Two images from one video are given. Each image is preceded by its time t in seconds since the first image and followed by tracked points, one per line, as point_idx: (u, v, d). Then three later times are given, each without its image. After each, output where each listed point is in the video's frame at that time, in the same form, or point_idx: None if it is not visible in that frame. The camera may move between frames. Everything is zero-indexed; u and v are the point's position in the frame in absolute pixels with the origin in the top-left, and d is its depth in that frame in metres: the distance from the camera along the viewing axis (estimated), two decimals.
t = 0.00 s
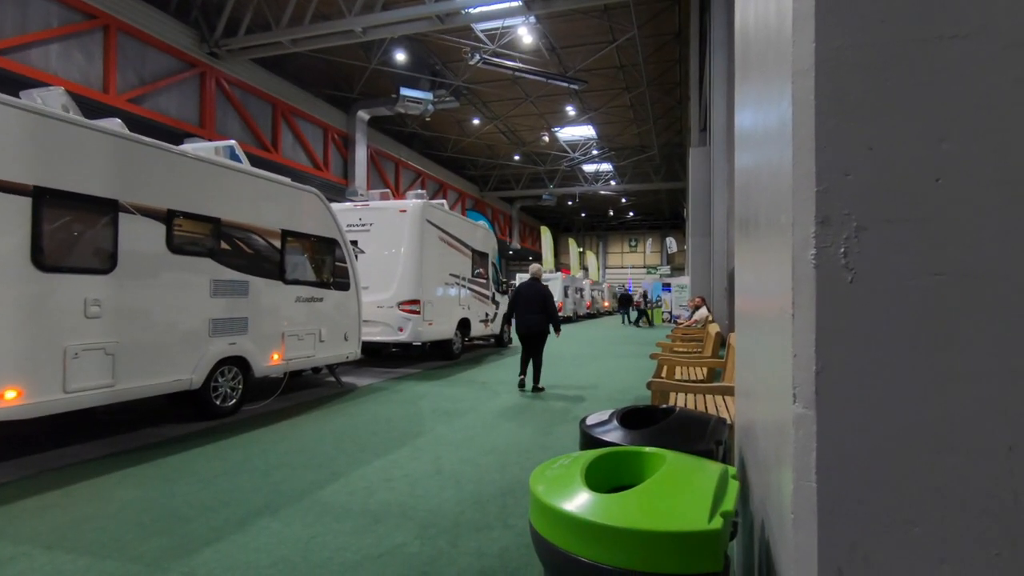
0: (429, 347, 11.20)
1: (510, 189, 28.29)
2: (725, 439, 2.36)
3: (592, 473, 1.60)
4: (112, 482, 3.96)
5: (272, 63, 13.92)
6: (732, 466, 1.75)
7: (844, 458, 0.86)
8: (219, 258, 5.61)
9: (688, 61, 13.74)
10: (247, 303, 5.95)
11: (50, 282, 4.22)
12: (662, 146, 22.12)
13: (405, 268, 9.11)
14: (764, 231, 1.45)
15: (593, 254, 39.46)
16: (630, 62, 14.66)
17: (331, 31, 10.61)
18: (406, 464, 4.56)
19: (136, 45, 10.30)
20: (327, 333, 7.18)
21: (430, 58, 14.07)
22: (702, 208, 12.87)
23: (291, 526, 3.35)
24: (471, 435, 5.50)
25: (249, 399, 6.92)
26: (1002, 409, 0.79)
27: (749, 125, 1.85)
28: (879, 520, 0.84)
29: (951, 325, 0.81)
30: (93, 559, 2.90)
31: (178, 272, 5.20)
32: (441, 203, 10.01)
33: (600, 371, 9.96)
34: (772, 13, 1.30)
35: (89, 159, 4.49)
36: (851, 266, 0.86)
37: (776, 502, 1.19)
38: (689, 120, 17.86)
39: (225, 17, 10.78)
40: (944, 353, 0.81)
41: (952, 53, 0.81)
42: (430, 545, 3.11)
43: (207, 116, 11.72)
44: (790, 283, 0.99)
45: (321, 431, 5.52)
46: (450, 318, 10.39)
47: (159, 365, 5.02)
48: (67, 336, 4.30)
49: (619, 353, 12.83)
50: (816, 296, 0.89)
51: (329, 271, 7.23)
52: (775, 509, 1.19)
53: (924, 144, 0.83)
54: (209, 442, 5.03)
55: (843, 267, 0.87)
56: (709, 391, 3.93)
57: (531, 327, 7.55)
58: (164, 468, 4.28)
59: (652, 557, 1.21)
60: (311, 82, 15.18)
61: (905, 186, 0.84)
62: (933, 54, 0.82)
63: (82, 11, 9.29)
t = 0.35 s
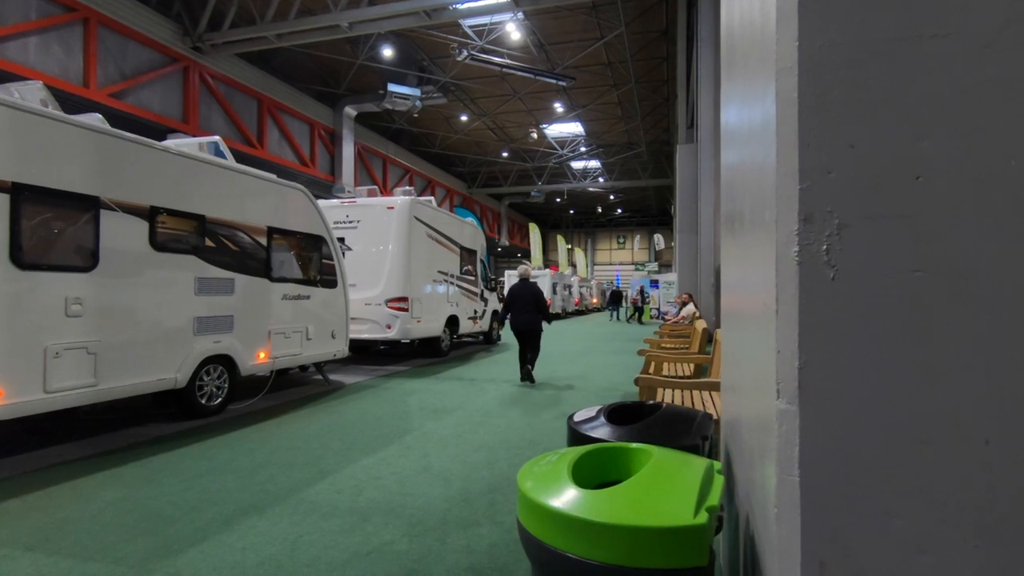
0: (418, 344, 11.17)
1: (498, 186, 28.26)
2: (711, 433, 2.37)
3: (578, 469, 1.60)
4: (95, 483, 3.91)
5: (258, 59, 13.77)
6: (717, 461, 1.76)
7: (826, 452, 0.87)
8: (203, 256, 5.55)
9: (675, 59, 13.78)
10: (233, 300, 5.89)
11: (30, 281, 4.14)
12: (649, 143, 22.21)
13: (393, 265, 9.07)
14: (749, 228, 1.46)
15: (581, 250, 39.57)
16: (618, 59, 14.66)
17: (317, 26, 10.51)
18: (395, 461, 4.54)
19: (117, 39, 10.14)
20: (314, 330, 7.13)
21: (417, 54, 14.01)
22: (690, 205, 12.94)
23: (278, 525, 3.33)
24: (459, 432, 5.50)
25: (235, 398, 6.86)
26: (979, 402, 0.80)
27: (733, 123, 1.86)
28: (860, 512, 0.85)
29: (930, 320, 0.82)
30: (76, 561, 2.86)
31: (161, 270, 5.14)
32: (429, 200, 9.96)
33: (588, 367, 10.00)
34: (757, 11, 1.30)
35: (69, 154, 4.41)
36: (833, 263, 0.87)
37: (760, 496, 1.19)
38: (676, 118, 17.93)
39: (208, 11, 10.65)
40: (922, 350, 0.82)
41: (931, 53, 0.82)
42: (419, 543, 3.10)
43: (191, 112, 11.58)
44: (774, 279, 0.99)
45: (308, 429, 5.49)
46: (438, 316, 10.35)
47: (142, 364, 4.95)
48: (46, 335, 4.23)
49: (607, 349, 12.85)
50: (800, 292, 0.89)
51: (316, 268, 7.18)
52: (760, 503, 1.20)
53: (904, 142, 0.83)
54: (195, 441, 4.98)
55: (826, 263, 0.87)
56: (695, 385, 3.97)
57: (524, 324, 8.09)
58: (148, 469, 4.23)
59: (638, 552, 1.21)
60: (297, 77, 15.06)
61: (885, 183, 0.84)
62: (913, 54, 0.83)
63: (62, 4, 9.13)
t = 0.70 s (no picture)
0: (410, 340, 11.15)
1: (490, 182, 28.21)
2: (703, 427, 2.38)
3: (572, 463, 1.60)
4: (85, 483, 3.87)
5: (246, 54, 13.64)
6: (710, 454, 1.77)
7: (818, 444, 0.87)
8: (193, 253, 5.51)
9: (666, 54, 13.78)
10: (223, 297, 5.85)
11: (16, 278, 4.09)
12: (641, 138, 22.23)
13: (385, 261, 9.03)
14: (740, 221, 1.46)
15: (574, 246, 39.61)
16: (610, 54, 14.64)
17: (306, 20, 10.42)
18: (388, 458, 4.53)
19: (103, 33, 10.02)
20: (306, 327, 7.10)
21: (408, 49, 13.94)
22: (681, 201, 12.97)
23: (271, 522, 3.31)
24: (452, 428, 5.49)
25: (227, 395, 6.82)
26: (967, 394, 0.80)
27: (725, 120, 1.86)
28: (850, 504, 0.85)
29: (918, 313, 0.82)
30: (67, 561, 2.84)
31: (150, 267, 5.09)
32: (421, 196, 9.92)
33: (581, 362, 10.03)
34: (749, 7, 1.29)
35: (56, 150, 4.36)
36: (825, 256, 0.86)
37: (753, 490, 1.19)
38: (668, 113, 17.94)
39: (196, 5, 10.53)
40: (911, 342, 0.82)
41: (918, 50, 0.82)
42: (413, 539, 3.10)
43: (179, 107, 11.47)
44: (767, 272, 0.99)
45: (301, 426, 5.47)
46: (431, 312, 10.33)
47: (131, 362, 4.91)
48: (33, 333, 4.18)
49: (599, 344, 12.89)
50: (792, 286, 0.89)
51: (307, 265, 7.15)
52: (753, 496, 1.20)
53: (894, 137, 0.83)
54: (186, 440, 4.94)
55: (818, 256, 0.87)
56: (687, 379, 3.99)
57: (519, 318, 8.55)
58: (139, 467, 4.20)
59: (633, 545, 1.21)
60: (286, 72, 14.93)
61: (876, 178, 0.84)
62: (905, 48, 0.82)
63: None
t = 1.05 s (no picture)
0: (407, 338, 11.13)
1: (486, 179, 28.19)
2: (701, 422, 2.38)
3: (570, 459, 1.60)
4: (80, 481, 3.85)
5: (241, 50, 13.58)
6: (707, 450, 1.77)
7: (814, 439, 0.87)
8: (188, 251, 5.48)
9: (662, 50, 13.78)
10: (219, 295, 5.83)
11: (9, 276, 4.07)
12: (637, 135, 22.24)
13: (381, 258, 9.01)
14: (737, 218, 1.45)
15: (570, 243, 39.65)
16: (605, 51, 14.63)
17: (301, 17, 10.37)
18: (385, 455, 4.52)
19: (95, 29, 9.95)
20: (302, 325, 7.08)
21: (404, 46, 13.91)
22: (677, 197, 12.99)
23: (268, 520, 3.30)
24: (448, 425, 5.49)
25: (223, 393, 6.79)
26: (965, 389, 0.80)
27: (722, 117, 1.86)
28: (848, 498, 0.85)
29: (914, 308, 0.82)
30: (63, 560, 2.83)
31: (145, 265, 5.07)
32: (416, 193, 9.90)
33: (578, 359, 10.04)
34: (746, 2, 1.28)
35: (49, 148, 4.33)
36: (822, 251, 0.86)
37: (750, 485, 1.20)
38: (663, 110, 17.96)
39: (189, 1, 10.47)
40: (907, 337, 0.82)
41: (916, 44, 0.82)
42: (411, 536, 3.09)
43: (173, 104, 11.41)
44: (763, 269, 0.99)
45: (298, 424, 5.46)
46: (427, 309, 10.31)
47: (126, 361, 4.89)
48: (28, 331, 4.16)
49: (596, 341, 12.91)
50: (789, 282, 0.88)
51: (304, 263, 7.13)
52: (751, 491, 1.20)
53: (890, 131, 0.83)
54: (182, 438, 4.92)
55: (814, 251, 0.87)
56: (684, 376, 4.00)
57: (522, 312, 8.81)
58: (135, 465, 4.18)
59: (631, 540, 1.21)
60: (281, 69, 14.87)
61: (873, 174, 0.84)
62: (900, 42, 0.82)
63: None
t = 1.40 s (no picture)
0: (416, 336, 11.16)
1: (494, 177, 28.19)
2: (713, 420, 2.37)
3: (584, 456, 1.60)
4: (95, 478, 3.90)
5: (250, 50, 13.66)
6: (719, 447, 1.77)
7: (832, 437, 0.86)
8: (200, 249, 5.53)
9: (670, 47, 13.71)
10: (230, 293, 5.87)
11: (25, 275, 4.12)
12: (645, 132, 22.16)
13: (390, 257, 9.04)
14: (752, 215, 1.45)
15: (577, 241, 39.61)
16: (613, 48, 14.57)
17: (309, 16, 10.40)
18: (396, 452, 4.54)
19: (106, 30, 10.03)
20: (312, 323, 7.12)
21: (411, 44, 13.92)
22: (685, 194, 12.93)
23: (282, 516, 3.33)
24: (458, 422, 5.50)
25: (234, 391, 6.84)
26: (984, 387, 0.79)
27: (736, 113, 1.85)
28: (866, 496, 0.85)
29: (934, 304, 0.81)
30: (80, 555, 2.86)
31: (158, 264, 5.12)
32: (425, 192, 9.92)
33: (586, 356, 10.03)
34: None
35: (62, 147, 4.38)
36: (840, 248, 0.86)
37: (765, 482, 1.19)
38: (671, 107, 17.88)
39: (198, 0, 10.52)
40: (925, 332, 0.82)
41: (936, 40, 0.81)
42: (423, 532, 3.11)
43: (183, 104, 11.49)
44: (781, 265, 0.98)
45: (308, 422, 5.49)
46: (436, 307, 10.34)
47: (139, 359, 4.93)
48: (43, 330, 4.20)
49: (604, 338, 12.89)
50: (806, 279, 0.88)
51: (313, 261, 7.17)
52: (767, 487, 1.19)
53: (910, 128, 0.82)
54: (194, 435, 4.97)
55: (833, 248, 0.86)
56: (694, 374, 3.99)
57: (533, 311, 8.87)
58: (149, 463, 4.22)
59: (646, 536, 1.21)
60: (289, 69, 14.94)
61: (893, 170, 0.83)
62: (917, 38, 0.82)
63: None
